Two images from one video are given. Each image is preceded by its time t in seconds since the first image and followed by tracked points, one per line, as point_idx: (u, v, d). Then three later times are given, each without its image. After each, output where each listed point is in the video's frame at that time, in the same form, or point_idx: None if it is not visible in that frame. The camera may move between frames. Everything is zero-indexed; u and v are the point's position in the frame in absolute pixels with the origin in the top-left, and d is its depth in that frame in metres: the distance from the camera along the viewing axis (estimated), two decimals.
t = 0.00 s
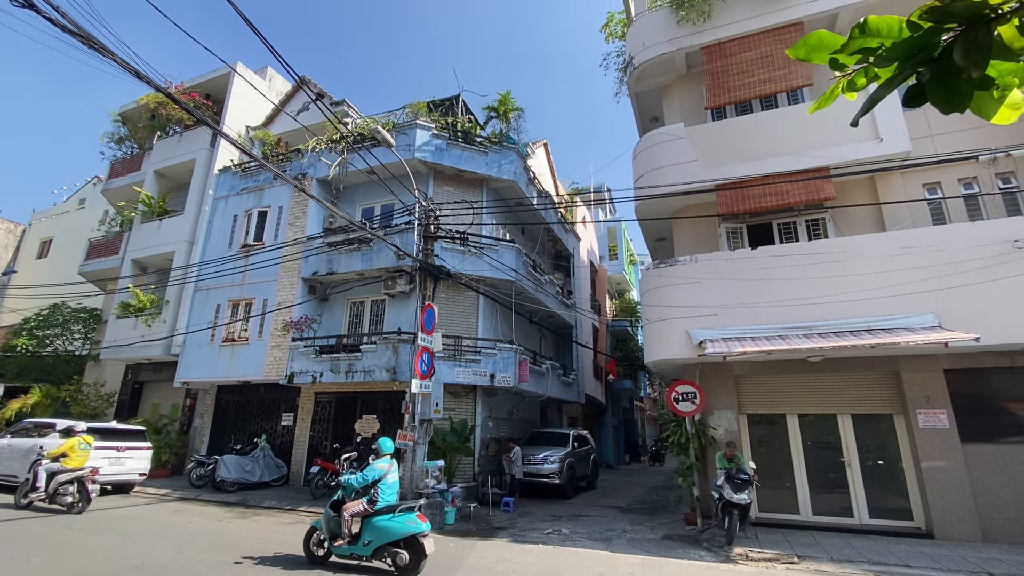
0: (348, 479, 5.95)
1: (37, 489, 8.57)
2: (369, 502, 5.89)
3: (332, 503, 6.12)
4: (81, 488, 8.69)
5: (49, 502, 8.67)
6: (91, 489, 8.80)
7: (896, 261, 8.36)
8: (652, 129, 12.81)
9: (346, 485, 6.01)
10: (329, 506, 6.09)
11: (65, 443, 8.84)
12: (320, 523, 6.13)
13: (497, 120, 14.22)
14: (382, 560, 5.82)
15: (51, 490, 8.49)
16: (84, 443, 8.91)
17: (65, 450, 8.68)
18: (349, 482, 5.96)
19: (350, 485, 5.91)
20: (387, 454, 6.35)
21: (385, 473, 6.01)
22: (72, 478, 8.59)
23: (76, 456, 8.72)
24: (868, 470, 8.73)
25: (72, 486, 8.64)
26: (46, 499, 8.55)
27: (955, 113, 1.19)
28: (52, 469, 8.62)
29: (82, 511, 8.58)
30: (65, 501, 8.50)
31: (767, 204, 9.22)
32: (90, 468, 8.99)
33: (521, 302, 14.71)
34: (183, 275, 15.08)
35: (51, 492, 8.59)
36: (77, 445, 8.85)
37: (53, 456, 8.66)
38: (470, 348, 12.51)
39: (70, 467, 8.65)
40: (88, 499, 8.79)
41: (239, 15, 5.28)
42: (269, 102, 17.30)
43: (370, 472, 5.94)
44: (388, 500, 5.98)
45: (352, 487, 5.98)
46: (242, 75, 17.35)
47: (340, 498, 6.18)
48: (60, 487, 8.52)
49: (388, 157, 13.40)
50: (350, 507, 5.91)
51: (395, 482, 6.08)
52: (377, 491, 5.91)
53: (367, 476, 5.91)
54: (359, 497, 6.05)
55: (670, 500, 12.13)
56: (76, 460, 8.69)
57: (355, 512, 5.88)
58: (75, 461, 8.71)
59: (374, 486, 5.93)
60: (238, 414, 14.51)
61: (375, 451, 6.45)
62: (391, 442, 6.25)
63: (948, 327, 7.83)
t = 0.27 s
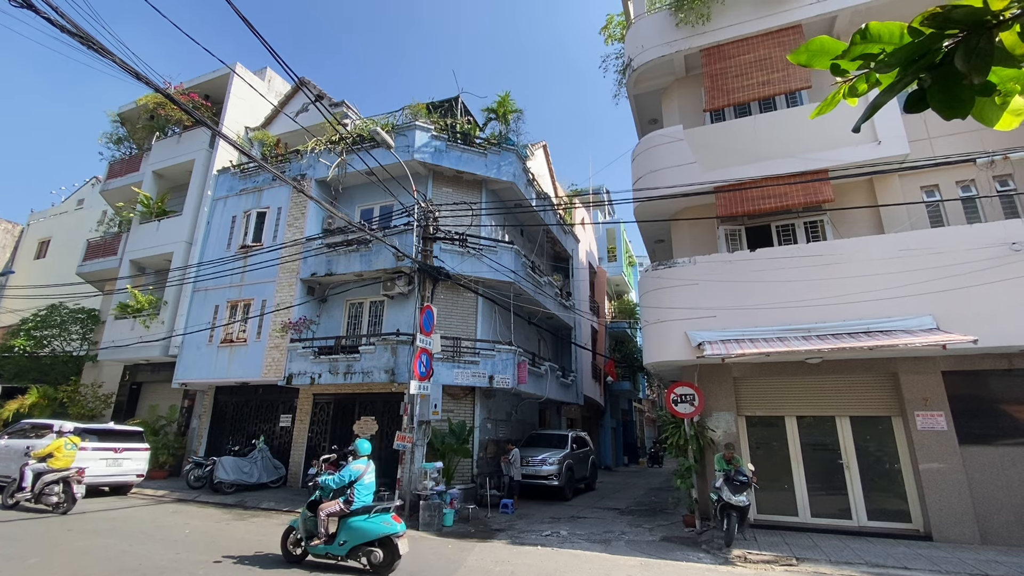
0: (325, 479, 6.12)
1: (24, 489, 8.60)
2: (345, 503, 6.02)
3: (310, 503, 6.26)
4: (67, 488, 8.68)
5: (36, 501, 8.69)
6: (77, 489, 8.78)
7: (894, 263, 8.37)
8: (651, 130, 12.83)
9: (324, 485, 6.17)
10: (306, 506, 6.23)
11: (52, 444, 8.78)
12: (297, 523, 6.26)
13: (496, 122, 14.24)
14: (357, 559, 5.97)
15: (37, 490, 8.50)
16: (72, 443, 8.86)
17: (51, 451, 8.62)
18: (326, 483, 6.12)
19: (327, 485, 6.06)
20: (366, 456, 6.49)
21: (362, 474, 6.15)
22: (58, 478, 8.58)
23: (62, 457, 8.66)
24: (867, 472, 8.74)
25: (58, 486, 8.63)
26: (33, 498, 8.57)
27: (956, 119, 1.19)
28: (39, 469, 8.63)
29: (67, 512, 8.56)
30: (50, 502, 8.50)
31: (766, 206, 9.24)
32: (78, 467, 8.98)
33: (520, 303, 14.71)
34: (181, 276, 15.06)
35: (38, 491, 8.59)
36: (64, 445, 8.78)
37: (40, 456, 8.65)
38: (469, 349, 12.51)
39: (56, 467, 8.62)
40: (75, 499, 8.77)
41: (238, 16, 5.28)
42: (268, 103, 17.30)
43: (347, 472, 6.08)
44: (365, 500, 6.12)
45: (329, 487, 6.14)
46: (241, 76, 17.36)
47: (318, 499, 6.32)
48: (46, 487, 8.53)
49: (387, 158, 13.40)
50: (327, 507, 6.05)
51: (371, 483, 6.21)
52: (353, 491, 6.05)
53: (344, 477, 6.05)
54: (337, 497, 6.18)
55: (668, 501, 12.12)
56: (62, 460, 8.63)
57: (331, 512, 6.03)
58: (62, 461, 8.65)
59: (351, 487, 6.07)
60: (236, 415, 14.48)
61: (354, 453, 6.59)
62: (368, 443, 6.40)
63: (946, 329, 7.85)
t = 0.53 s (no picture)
0: (313, 480, 6.12)
1: (17, 489, 8.64)
2: (334, 503, 6.03)
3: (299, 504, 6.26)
4: (59, 488, 8.70)
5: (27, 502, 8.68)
6: (69, 490, 8.80)
7: (893, 264, 8.38)
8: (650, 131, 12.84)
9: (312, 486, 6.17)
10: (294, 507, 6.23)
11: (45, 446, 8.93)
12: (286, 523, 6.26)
13: (495, 122, 14.25)
14: (345, 559, 5.99)
15: (29, 490, 8.50)
16: (65, 444, 9.01)
17: (44, 451, 8.76)
18: (314, 483, 6.13)
19: (315, 486, 6.07)
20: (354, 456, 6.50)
21: (350, 475, 6.17)
22: (50, 478, 8.60)
23: (55, 456, 8.76)
24: (866, 472, 8.74)
25: (50, 486, 8.64)
26: (25, 499, 8.57)
27: (957, 122, 1.19)
28: (31, 469, 8.69)
29: (58, 512, 8.57)
30: (42, 502, 8.51)
31: (765, 207, 9.25)
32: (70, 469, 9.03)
33: (519, 304, 14.71)
34: (180, 276, 15.05)
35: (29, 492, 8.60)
36: (57, 446, 8.93)
37: (33, 457, 8.75)
38: (468, 350, 12.51)
39: (48, 467, 8.67)
40: (66, 499, 8.78)
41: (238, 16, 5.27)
42: (268, 104, 17.30)
43: (335, 473, 6.10)
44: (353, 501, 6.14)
45: (317, 488, 6.12)
46: (241, 77, 17.35)
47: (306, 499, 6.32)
48: (38, 488, 8.53)
49: (387, 158, 13.40)
50: (315, 507, 6.06)
51: (360, 483, 6.23)
52: (342, 492, 6.07)
53: (332, 478, 6.06)
54: (325, 498, 6.18)
55: (668, 502, 12.12)
56: (55, 460, 8.73)
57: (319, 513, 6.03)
58: (54, 462, 8.73)
59: (339, 487, 6.09)
60: (235, 416, 14.46)
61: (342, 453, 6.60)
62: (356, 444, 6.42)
63: (945, 330, 7.85)
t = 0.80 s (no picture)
0: (291, 480, 6.26)
1: (3, 489, 8.72)
2: (311, 502, 6.20)
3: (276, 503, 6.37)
4: (45, 488, 8.77)
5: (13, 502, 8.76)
6: (55, 490, 8.88)
7: (891, 265, 8.40)
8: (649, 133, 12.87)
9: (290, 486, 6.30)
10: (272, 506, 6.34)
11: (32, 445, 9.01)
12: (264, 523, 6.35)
13: (494, 124, 14.27)
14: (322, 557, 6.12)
15: (15, 490, 8.60)
16: (51, 444, 9.11)
17: (31, 451, 8.86)
18: (292, 483, 6.27)
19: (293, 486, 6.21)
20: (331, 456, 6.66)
21: (327, 475, 6.33)
22: (37, 478, 8.70)
23: (42, 456, 8.85)
24: (864, 475, 8.74)
25: (36, 486, 8.72)
26: (10, 499, 8.65)
27: (959, 127, 1.19)
28: (18, 469, 8.79)
29: (44, 512, 8.63)
30: (28, 502, 8.57)
31: (764, 209, 9.26)
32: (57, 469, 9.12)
33: (519, 305, 14.72)
34: (179, 277, 15.02)
35: (16, 492, 8.68)
36: (43, 446, 9.02)
37: (19, 457, 8.85)
38: (467, 351, 12.50)
39: (35, 467, 8.77)
40: (52, 500, 8.85)
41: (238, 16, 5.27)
42: (267, 104, 17.29)
43: (313, 473, 6.25)
44: (330, 500, 6.30)
45: (295, 488, 6.27)
46: (240, 77, 17.35)
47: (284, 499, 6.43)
48: (25, 488, 8.61)
49: (386, 159, 13.40)
50: (292, 506, 6.19)
51: (337, 482, 6.40)
52: (319, 491, 6.23)
53: (310, 478, 6.22)
54: (302, 497, 6.33)
55: (666, 504, 12.10)
56: (42, 460, 8.82)
57: (296, 512, 6.17)
58: (41, 462, 8.83)
59: (317, 487, 6.24)
60: (233, 417, 14.42)
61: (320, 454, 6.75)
62: (333, 445, 6.58)
63: (943, 332, 7.87)
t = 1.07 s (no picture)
0: (280, 480, 6.28)
1: None
2: (300, 501, 6.19)
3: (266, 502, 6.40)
4: (38, 488, 8.79)
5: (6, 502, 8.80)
6: (48, 490, 8.90)
7: (890, 266, 8.40)
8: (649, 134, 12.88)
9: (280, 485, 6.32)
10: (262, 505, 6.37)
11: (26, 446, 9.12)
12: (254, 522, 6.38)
13: (494, 124, 14.29)
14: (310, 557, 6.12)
15: (8, 489, 8.65)
16: (45, 445, 9.19)
17: (25, 452, 8.95)
18: (281, 482, 6.29)
19: (282, 485, 6.22)
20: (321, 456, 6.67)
21: (316, 475, 6.33)
22: (29, 478, 8.74)
23: (35, 457, 8.95)
24: (864, 475, 8.74)
25: (29, 486, 8.77)
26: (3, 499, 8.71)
27: (961, 129, 1.19)
28: (12, 469, 8.90)
29: (36, 512, 8.64)
30: (20, 502, 8.62)
31: (763, 210, 9.28)
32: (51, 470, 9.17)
33: (518, 306, 14.73)
34: (178, 277, 15.01)
35: (9, 491, 8.74)
36: (37, 447, 9.12)
37: (14, 457, 8.96)
38: (466, 351, 12.49)
39: (29, 467, 8.85)
40: (45, 500, 8.87)
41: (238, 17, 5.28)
42: (266, 105, 17.29)
43: (301, 473, 6.26)
44: (319, 499, 6.30)
45: (284, 487, 6.29)
46: (240, 78, 17.35)
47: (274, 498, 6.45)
48: (18, 487, 8.68)
49: (386, 159, 13.39)
50: (281, 505, 6.21)
51: (326, 482, 6.40)
52: (308, 490, 6.23)
53: (298, 477, 6.23)
54: (291, 497, 6.33)
55: (665, 504, 12.09)
56: (35, 460, 8.90)
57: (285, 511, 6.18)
58: (34, 462, 8.92)
59: (305, 486, 6.25)
60: (232, 417, 14.41)
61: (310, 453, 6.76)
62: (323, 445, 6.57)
63: (942, 333, 7.87)
